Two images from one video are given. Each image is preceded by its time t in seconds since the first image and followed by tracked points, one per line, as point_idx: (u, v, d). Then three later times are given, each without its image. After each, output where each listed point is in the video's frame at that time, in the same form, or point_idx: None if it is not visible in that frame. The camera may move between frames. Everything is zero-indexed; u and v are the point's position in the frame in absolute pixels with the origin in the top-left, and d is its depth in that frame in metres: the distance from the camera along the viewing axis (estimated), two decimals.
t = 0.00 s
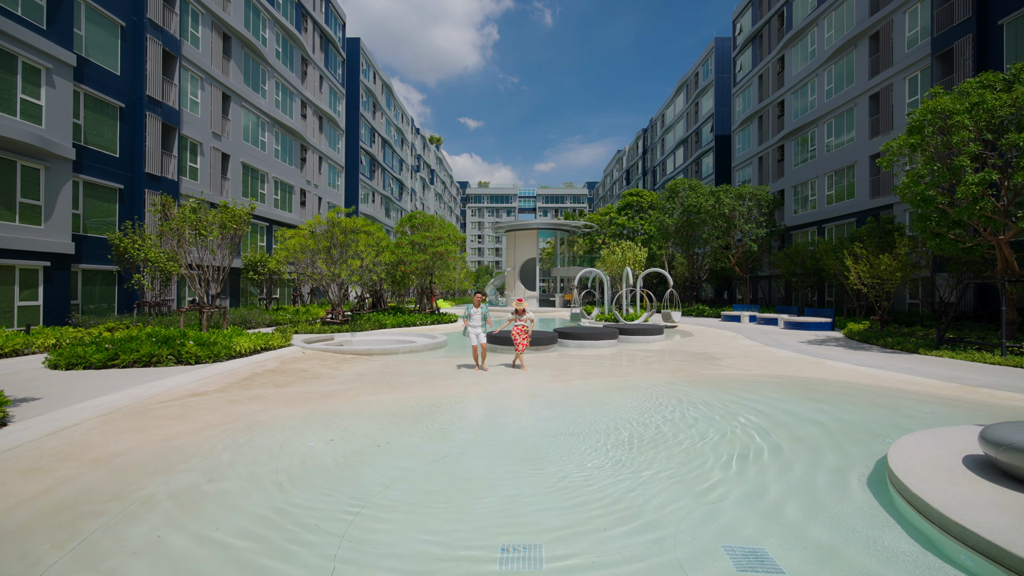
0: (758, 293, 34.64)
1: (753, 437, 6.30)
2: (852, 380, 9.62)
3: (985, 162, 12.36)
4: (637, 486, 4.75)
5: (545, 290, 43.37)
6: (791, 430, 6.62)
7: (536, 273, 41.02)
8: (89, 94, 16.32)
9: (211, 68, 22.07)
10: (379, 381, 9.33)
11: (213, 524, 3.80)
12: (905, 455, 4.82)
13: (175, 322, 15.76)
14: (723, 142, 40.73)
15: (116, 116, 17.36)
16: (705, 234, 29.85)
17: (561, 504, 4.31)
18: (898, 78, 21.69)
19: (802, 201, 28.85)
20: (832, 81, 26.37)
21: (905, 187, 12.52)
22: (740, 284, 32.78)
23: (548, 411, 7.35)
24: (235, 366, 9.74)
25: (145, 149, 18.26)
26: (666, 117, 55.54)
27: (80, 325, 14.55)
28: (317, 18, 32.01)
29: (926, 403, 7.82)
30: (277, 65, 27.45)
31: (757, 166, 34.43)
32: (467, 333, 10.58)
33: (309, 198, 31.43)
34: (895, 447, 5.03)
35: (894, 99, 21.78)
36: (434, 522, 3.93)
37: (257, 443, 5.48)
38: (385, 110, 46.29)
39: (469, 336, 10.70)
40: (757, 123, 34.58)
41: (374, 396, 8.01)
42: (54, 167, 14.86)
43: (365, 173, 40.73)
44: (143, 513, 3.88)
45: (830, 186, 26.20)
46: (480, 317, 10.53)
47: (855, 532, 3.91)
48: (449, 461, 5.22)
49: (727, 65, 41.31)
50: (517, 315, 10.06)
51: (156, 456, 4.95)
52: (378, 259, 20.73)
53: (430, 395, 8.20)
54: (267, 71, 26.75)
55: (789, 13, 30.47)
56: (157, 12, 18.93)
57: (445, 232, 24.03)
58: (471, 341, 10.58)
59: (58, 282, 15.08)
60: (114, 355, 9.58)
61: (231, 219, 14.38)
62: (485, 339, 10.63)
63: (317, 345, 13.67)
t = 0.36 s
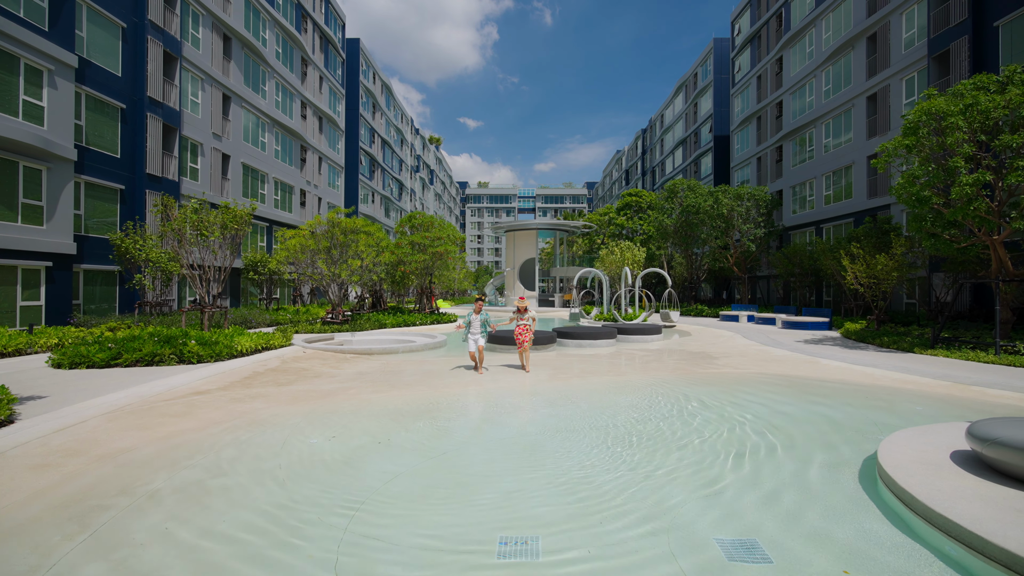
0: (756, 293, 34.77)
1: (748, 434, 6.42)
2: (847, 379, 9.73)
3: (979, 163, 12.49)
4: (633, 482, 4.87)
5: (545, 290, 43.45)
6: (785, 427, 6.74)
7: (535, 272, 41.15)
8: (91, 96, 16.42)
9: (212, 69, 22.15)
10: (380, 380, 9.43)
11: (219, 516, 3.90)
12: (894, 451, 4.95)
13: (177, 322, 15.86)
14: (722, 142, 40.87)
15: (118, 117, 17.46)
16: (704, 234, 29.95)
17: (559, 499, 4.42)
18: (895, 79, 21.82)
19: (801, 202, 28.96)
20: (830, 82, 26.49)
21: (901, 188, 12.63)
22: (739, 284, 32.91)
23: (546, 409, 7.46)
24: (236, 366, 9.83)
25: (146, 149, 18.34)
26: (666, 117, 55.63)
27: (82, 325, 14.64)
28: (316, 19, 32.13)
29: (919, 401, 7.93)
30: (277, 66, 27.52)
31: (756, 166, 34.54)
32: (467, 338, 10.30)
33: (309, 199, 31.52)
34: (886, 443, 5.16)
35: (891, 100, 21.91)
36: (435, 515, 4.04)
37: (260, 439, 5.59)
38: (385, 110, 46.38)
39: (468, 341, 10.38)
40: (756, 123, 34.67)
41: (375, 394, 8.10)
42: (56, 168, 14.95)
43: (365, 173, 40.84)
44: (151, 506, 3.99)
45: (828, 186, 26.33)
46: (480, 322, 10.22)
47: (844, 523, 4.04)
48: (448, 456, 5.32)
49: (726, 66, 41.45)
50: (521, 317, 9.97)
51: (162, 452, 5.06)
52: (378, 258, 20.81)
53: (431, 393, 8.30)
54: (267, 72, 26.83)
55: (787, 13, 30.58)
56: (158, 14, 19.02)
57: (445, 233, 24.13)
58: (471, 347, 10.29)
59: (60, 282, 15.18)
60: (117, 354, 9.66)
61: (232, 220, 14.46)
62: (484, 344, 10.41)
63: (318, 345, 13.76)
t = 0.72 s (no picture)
0: (755, 293, 34.88)
1: (742, 430, 6.51)
2: (842, 377, 9.84)
3: (974, 164, 12.60)
4: (628, 476, 4.95)
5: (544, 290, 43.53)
6: (779, 424, 6.85)
7: (535, 272, 41.26)
8: (92, 96, 16.49)
9: (212, 70, 22.24)
10: (380, 379, 9.53)
11: (223, 509, 4.01)
12: (884, 447, 5.06)
13: (178, 322, 15.94)
14: (720, 142, 41.00)
15: (119, 118, 17.54)
16: (703, 234, 30.01)
17: (556, 493, 4.50)
18: (892, 80, 21.93)
19: (799, 202, 29.04)
20: (828, 82, 26.60)
21: (897, 188, 12.73)
22: (737, 284, 33.01)
23: (544, 406, 7.55)
24: (238, 365, 9.93)
25: (146, 149, 18.41)
26: (665, 117, 55.73)
27: (84, 324, 14.71)
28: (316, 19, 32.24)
29: (912, 398, 8.05)
30: (277, 66, 27.58)
31: (754, 166, 34.64)
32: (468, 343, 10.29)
33: (309, 199, 31.60)
34: (876, 439, 5.26)
35: (889, 100, 22.02)
36: (433, 509, 4.13)
37: (262, 436, 5.69)
38: (384, 111, 46.46)
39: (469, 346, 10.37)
40: (755, 123, 34.77)
41: (375, 392, 8.21)
42: (57, 168, 15.03)
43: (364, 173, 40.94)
44: (157, 500, 4.09)
45: (826, 186, 26.42)
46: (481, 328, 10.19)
47: (832, 515, 4.14)
48: (447, 452, 5.42)
49: (724, 66, 41.58)
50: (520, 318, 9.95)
51: (166, 449, 5.16)
52: (377, 258, 20.89)
53: (430, 391, 8.41)
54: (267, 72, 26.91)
55: (785, 14, 30.71)
56: (158, 15, 19.10)
57: (444, 233, 24.23)
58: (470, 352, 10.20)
59: (61, 282, 15.26)
60: (119, 353, 9.75)
61: (232, 220, 14.53)
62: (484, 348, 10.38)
63: (318, 344, 13.85)
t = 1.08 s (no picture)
0: (753, 293, 34.99)
1: (737, 428, 6.61)
2: (838, 376, 9.93)
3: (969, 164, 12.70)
4: (625, 474, 5.02)
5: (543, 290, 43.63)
6: (774, 422, 6.94)
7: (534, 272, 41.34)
8: (92, 96, 16.52)
9: (212, 70, 22.28)
10: (380, 377, 9.61)
11: (226, 503, 4.09)
12: (877, 443, 5.15)
13: (179, 321, 16.01)
14: (719, 143, 41.11)
15: (120, 118, 17.62)
16: (702, 234, 30.04)
17: (554, 489, 4.58)
18: (890, 80, 22.01)
19: (798, 202, 29.11)
20: (826, 83, 26.68)
21: (893, 188, 12.82)
22: (736, 284, 33.11)
23: (543, 404, 7.64)
24: (238, 363, 10.00)
25: (146, 149, 18.47)
26: (664, 117, 55.78)
27: (85, 324, 14.78)
28: (316, 20, 32.31)
29: (906, 397, 8.14)
30: (276, 66, 27.62)
31: (753, 167, 34.73)
32: (467, 339, 10.14)
33: (309, 199, 31.67)
34: (869, 436, 5.36)
35: (886, 101, 22.11)
36: (433, 503, 4.21)
37: (263, 433, 5.76)
38: (384, 111, 46.53)
39: (467, 340, 10.20)
40: (753, 124, 34.85)
41: (375, 390, 8.29)
42: (58, 168, 15.09)
43: (364, 173, 40.99)
44: (160, 495, 4.17)
45: (824, 187, 26.50)
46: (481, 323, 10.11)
47: (824, 510, 4.22)
48: (446, 449, 5.51)
49: (723, 67, 41.69)
50: (520, 317, 9.83)
51: (169, 445, 5.24)
52: (377, 258, 20.94)
53: (430, 389, 8.50)
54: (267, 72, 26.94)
55: (784, 15, 30.78)
56: (158, 15, 19.15)
57: (444, 233, 24.33)
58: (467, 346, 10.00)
59: (62, 281, 15.32)
60: (120, 352, 9.81)
61: (232, 219, 14.57)
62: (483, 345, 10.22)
63: (319, 343, 13.93)
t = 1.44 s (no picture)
0: (752, 293, 35.06)
1: (734, 427, 6.65)
2: (835, 375, 9.99)
3: (966, 165, 12.77)
4: (622, 471, 5.09)
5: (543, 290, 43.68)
6: (771, 420, 7.00)
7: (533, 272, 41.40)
8: (92, 96, 16.56)
9: (212, 70, 22.32)
10: (380, 377, 9.67)
11: (228, 500, 4.15)
12: (872, 441, 5.21)
13: (180, 321, 16.06)
14: (718, 143, 41.18)
15: (120, 118, 17.66)
16: (700, 234, 30.09)
17: (552, 486, 4.64)
18: (888, 81, 22.07)
19: (797, 202, 29.15)
20: (825, 83, 26.75)
21: (891, 189, 12.88)
22: (735, 284, 33.16)
23: (542, 403, 7.70)
24: (239, 363, 10.05)
25: (147, 150, 18.52)
26: (664, 117, 55.80)
27: (86, 323, 14.82)
28: (316, 20, 32.35)
29: (902, 395, 8.21)
30: (276, 66, 27.66)
31: (752, 167, 34.78)
32: (467, 333, 9.85)
33: (309, 199, 31.74)
34: (864, 434, 5.42)
35: (885, 102, 22.18)
36: (434, 500, 4.27)
37: (264, 431, 5.82)
38: (384, 111, 46.58)
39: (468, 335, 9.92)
40: (752, 124, 34.91)
41: (375, 390, 8.34)
42: (59, 169, 15.14)
43: (364, 173, 41.04)
44: (163, 492, 4.23)
45: (823, 187, 26.55)
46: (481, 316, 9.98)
47: (817, 507, 4.28)
48: (446, 447, 5.57)
49: (723, 67, 41.75)
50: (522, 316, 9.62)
51: (171, 443, 5.30)
52: (377, 258, 20.96)
53: (429, 389, 8.55)
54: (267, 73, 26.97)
55: (783, 15, 30.86)
56: (158, 16, 19.19)
57: (443, 233, 24.40)
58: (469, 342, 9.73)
59: (62, 281, 15.37)
60: (121, 352, 9.85)
61: (232, 219, 14.62)
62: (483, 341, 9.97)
63: (319, 343, 13.98)
